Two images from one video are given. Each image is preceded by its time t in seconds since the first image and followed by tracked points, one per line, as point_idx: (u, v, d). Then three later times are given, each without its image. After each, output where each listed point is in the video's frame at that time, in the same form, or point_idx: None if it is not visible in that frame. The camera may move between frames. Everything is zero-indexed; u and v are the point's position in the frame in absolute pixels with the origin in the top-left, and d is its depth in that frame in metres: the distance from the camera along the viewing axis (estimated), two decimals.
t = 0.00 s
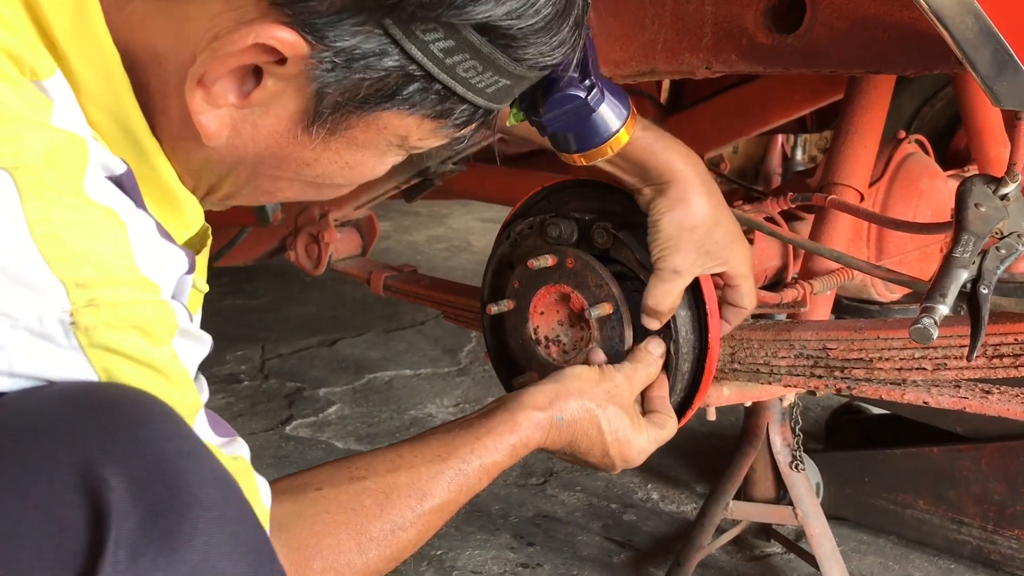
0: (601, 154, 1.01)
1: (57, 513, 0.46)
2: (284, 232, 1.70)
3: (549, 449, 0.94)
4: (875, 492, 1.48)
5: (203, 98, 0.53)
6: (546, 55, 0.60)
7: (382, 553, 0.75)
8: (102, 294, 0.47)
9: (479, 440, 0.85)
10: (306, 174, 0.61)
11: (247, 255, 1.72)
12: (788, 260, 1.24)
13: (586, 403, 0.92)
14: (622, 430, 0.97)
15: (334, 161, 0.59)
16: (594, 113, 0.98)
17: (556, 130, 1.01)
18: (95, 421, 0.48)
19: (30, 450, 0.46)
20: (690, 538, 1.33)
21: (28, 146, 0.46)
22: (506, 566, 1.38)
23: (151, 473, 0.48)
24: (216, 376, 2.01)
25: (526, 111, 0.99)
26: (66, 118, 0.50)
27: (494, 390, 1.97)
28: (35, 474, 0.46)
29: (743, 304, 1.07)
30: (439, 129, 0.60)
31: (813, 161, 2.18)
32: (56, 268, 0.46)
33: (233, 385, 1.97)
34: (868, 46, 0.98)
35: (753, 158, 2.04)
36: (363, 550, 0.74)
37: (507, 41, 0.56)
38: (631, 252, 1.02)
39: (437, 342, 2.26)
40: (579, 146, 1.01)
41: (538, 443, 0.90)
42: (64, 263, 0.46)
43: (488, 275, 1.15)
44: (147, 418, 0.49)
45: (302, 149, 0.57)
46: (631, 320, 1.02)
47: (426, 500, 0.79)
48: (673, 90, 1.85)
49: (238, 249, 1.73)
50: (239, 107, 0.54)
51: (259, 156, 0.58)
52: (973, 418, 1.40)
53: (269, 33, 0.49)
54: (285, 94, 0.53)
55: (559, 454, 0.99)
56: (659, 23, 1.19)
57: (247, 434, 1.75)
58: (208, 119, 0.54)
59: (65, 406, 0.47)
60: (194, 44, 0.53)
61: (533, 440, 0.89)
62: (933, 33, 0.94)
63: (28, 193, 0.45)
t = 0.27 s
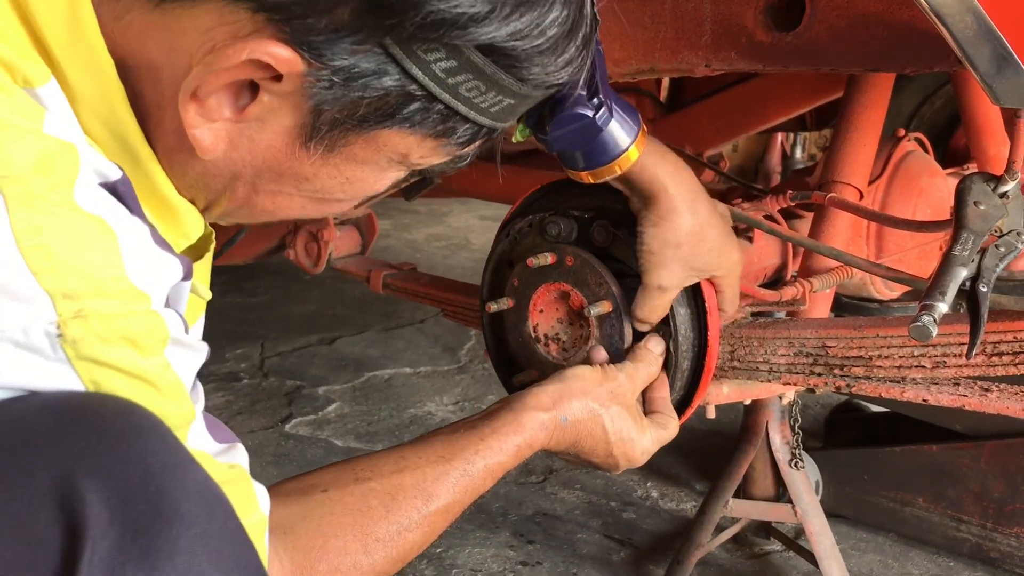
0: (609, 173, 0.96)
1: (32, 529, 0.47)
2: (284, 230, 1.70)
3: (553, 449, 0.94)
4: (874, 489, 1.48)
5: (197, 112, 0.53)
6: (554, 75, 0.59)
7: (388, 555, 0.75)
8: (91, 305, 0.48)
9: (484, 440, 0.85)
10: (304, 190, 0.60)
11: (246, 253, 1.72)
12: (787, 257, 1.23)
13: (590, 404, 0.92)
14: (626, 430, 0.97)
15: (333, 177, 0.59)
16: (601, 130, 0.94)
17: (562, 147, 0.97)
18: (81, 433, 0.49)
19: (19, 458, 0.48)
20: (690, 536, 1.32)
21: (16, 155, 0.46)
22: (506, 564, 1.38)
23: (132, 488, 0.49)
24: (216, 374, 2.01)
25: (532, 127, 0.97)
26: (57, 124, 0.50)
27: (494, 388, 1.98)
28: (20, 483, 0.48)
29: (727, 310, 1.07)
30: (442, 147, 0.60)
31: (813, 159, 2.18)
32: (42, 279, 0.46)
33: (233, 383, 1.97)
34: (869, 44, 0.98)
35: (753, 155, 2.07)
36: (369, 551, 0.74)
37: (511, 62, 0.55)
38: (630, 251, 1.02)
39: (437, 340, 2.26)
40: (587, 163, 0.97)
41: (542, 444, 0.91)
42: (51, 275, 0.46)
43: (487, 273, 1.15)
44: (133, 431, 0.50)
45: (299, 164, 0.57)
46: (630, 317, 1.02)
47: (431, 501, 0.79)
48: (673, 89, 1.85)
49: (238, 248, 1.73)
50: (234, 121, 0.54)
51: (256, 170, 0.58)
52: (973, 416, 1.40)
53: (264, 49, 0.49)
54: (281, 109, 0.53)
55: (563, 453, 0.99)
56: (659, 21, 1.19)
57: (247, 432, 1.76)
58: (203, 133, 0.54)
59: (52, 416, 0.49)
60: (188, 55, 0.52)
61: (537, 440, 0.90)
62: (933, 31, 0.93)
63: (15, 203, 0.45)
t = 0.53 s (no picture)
0: (620, 189, 0.96)
1: (21, 543, 0.47)
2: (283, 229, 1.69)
3: (555, 448, 0.94)
4: (875, 488, 1.48)
5: (205, 128, 0.53)
6: (566, 96, 0.60)
7: (394, 555, 0.75)
8: (87, 316, 0.48)
9: (488, 440, 0.85)
10: (308, 202, 0.60)
11: (246, 252, 1.72)
12: (787, 256, 1.23)
13: (592, 403, 0.92)
14: (628, 430, 0.97)
15: (340, 193, 0.59)
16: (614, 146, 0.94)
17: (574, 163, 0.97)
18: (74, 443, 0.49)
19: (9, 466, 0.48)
20: (690, 534, 1.32)
21: (14, 163, 0.46)
22: (506, 563, 1.38)
23: (125, 502, 0.49)
24: (216, 372, 2.01)
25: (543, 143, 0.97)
26: (58, 130, 0.50)
27: (494, 387, 1.97)
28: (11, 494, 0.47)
29: (721, 307, 1.08)
30: (451, 164, 0.60)
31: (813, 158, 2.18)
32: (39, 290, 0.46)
33: (233, 382, 1.97)
34: (868, 41, 0.98)
35: (753, 154, 2.07)
36: (374, 551, 0.74)
37: (523, 83, 0.56)
38: (631, 250, 1.02)
39: (436, 338, 2.26)
40: (597, 179, 0.97)
41: (544, 442, 0.90)
42: (48, 285, 0.46)
43: (487, 272, 1.14)
44: (128, 442, 0.50)
45: (303, 176, 0.57)
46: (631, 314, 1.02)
47: (436, 500, 0.79)
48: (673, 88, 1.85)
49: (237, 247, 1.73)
50: (242, 136, 0.54)
51: (262, 185, 0.58)
52: (973, 415, 1.40)
53: (273, 67, 0.49)
54: (289, 126, 0.53)
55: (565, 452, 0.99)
56: (659, 19, 1.18)
57: (247, 431, 1.75)
58: (211, 149, 0.54)
59: (45, 426, 0.49)
60: (196, 72, 0.52)
61: (540, 439, 0.89)
62: (934, 29, 0.93)
63: (12, 212, 0.45)
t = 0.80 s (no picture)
0: (614, 195, 0.97)
1: (17, 547, 0.47)
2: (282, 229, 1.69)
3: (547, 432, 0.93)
4: (874, 488, 1.48)
5: (195, 129, 0.53)
6: (561, 101, 0.60)
7: (386, 540, 0.75)
8: (76, 315, 0.48)
9: (480, 423, 0.85)
10: (302, 206, 0.60)
11: (246, 252, 1.72)
12: (787, 256, 1.23)
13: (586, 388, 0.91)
14: (621, 420, 0.95)
15: (332, 195, 0.59)
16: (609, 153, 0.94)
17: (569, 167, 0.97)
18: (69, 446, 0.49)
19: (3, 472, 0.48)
20: (689, 534, 1.32)
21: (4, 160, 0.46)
22: (506, 563, 1.38)
23: (120, 506, 0.50)
24: (216, 372, 2.01)
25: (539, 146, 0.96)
26: (51, 127, 0.50)
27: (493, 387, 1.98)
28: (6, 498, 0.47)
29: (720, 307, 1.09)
30: (444, 168, 0.60)
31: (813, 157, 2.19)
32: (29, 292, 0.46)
33: (233, 381, 1.97)
34: (868, 41, 0.98)
35: (753, 154, 2.07)
36: (366, 538, 0.74)
37: (518, 89, 0.55)
38: (631, 250, 1.02)
39: (436, 338, 2.26)
40: (591, 183, 0.97)
41: (538, 426, 0.90)
42: (38, 286, 0.46)
43: (486, 272, 1.14)
44: (123, 445, 0.51)
45: (296, 179, 0.57)
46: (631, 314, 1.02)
47: (428, 486, 0.79)
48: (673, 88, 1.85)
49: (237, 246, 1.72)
50: (232, 137, 0.54)
51: (253, 186, 0.58)
52: (972, 415, 1.40)
53: (263, 70, 0.49)
54: (280, 129, 0.53)
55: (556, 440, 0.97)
56: (659, 20, 1.18)
57: (247, 430, 1.75)
58: (201, 150, 0.54)
59: (38, 429, 0.48)
60: (187, 72, 0.51)
61: (533, 422, 0.89)
62: (934, 29, 0.93)
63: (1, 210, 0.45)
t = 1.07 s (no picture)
0: (613, 208, 0.95)
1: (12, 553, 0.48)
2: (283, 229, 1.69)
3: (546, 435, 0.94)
4: (873, 488, 1.48)
5: (182, 136, 0.53)
6: (557, 116, 0.60)
7: (382, 541, 0.75)
8: (73, 324, 0.48)
9: (480, 427, 0.85)
10: (293, 214, 0.61)
11: (246, 252, 1.72)
12: (786, 256, 1.23)
13: (585, 393, 0.92)
14: (619, 419, 0.97)
15: (323, 204, 0.60)
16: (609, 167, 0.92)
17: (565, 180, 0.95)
18: (66, 456, 0.50)
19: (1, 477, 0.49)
20: (689, 535, 1.32)
21: None
22: (505, 563, 1.38)
23: (115, 516, 0.51)
24: (216, 372, 2.01)
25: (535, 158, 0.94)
26: (42, 123, 0.50)
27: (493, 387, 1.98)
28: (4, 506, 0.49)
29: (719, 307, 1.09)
30: (437, 180, 0.61)
31: (813, 158, 2.19)
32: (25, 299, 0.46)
33: (233, 381, 1.97)
34: (868, 45, 0.98)
35: (752, 155, 2.07)
36: (363, 538, 0.74)
37: (512, 101, 0.55)
38: (630, 250, 1.03)
39: (436, 338, 2.26)
40: (590, 197, 0.96)
41: (537, 430, 0.91)
42: (34, 293, 0.46)
43: (486, 273, 1.15)
44: (119, 456, 0.51)
45: (287, 190, 0.57)
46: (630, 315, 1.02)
47: (425, 487, 0.79)
48: (672, 88, 1.85)
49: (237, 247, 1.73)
50: (219, 144, 0.54)
51: (243, 194, 0.58)
52: (971, 415, 1.40)
53: (253, 79, 0.49)
54: (268, 137, 0.53)
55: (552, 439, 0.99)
56: (659, 21, 1.19)
57: (247, 430, 1.76)
58: (188, 156, 0.54)
59: (36, 437, 0.49)
60: (174, 76, 0.51)
61: (533, 428, 0.90)
62: (933, 31, 0.93)
63: None
